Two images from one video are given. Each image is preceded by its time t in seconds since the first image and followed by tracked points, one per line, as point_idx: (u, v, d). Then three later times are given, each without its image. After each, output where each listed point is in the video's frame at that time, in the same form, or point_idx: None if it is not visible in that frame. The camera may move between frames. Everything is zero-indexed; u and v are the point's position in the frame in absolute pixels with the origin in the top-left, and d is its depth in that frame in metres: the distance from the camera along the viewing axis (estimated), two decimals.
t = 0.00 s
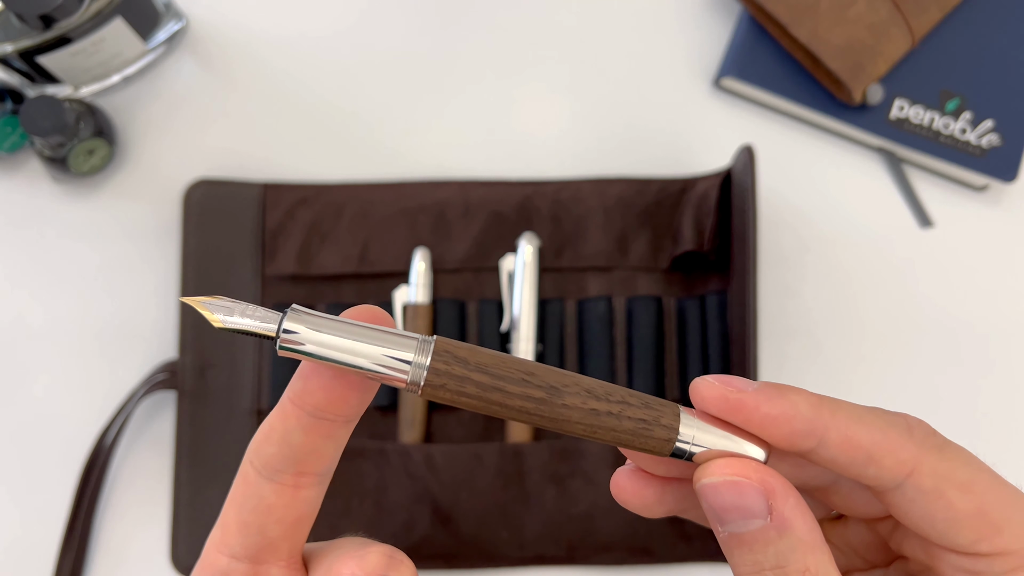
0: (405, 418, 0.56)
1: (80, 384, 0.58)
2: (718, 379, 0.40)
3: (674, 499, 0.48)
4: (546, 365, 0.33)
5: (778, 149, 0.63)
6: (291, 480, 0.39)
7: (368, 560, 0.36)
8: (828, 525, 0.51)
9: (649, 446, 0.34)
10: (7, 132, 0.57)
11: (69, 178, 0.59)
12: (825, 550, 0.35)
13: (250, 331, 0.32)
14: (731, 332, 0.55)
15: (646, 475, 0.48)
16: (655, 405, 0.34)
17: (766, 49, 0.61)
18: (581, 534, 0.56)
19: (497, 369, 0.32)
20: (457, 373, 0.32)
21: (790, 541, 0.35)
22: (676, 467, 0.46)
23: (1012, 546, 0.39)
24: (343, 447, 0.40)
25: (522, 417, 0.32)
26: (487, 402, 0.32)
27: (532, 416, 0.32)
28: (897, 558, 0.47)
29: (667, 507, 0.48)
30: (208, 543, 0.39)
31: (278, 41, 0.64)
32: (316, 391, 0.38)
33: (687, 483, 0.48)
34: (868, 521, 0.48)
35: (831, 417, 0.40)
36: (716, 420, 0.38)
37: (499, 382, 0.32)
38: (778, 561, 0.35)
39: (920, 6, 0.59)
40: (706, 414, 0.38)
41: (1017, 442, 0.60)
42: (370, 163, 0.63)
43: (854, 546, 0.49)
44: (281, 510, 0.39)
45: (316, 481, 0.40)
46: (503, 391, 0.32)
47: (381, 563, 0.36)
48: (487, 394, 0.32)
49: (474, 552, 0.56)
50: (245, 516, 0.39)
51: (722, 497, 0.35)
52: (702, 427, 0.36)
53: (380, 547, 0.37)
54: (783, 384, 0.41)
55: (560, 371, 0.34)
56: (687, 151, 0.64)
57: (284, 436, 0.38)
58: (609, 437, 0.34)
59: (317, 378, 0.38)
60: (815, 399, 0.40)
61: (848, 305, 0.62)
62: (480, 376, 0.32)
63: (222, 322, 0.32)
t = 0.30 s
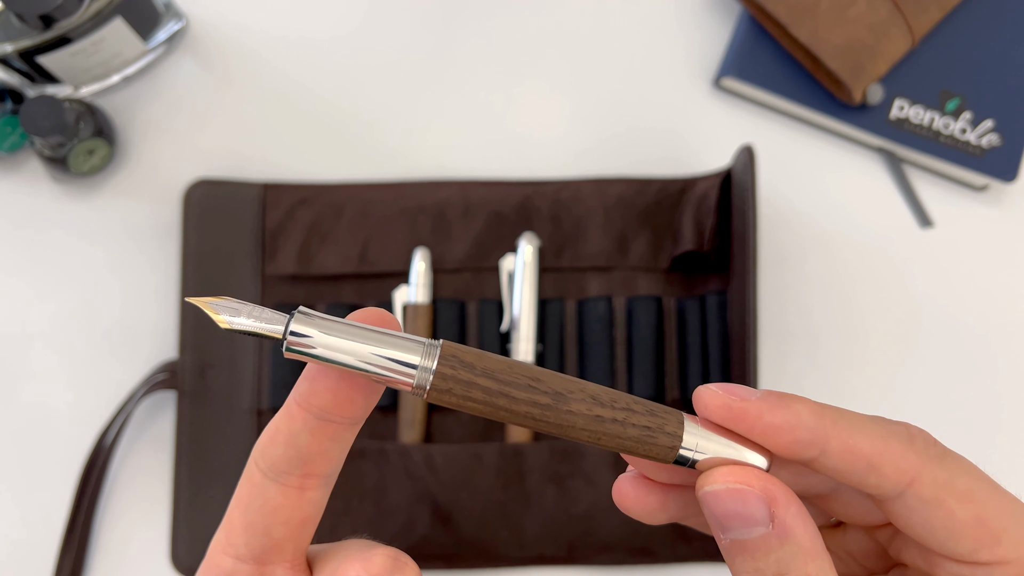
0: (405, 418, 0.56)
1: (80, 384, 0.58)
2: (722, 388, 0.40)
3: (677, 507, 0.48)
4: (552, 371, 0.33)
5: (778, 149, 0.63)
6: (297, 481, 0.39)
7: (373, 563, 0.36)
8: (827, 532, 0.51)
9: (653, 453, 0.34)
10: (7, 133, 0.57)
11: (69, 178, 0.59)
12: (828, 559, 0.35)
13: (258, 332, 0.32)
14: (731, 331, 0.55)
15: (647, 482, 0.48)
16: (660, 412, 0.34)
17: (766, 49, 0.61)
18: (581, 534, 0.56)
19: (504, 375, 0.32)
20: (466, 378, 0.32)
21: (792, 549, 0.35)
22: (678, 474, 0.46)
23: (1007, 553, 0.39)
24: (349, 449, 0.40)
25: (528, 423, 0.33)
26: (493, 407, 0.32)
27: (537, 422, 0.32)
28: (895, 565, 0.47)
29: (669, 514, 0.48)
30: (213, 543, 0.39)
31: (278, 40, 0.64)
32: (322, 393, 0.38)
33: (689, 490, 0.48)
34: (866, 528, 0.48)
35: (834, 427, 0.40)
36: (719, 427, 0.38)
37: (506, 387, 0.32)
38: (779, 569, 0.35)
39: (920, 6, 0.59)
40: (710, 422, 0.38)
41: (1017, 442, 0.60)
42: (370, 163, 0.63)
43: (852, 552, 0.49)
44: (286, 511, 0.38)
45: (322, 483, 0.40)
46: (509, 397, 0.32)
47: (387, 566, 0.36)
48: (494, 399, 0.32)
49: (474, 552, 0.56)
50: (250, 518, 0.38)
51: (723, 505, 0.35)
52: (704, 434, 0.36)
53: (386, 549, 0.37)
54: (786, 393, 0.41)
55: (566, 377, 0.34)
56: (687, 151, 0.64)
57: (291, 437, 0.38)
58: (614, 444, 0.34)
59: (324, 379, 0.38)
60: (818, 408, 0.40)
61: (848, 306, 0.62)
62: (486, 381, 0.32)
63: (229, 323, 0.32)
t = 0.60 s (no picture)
0: (405, 418, 0.56)
1: (79, 384, 0.58)
2: (773, 374, 0.41)
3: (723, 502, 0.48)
4: (616, 356, 0.32)
5: (778, 149, 0.63)
6: (264, 470, 0.40)
7: (338, 552, 0.35)
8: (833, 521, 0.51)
9: (718, 438, 0.33)
10: (7, 132, 0.57)
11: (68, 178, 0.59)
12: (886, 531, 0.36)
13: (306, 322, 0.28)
14: (731, 332, 0.55)
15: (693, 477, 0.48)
16: (720, 398, 0.34)
17: (766, 49, 0.61)
18: (581, 534, 0.56)
19: (574, 362, 0.30)
20: (535, 365, 0.29)
21: (859, 525, 0.35)
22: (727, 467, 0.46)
23: None
24: (315, 437, 0.42)
25: (598, 412, 0.31)
26: (566, 396, 0.30)
27: (610, 411, 0.31)
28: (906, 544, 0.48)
29: (715, 510, 0.48)
30: (184, 540, 0.40)
31: (278, 40, 0.64)
32: (285, 381, 0.40)
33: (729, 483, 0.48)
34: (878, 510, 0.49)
35: (878, 402, 0.42)
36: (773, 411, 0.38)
37: (577, 374, 0.30)
38: (847, 547, 0.35)
39: (920, 6, 0.59)
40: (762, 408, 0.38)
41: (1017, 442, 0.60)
42: (370, 164, 0.63)
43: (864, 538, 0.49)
44: (255, 500, 0.39)
45: (288, 471, 0.41)
46: (582, 385, 0.30)
47: (353, 556, 0.35)
48: (567, 387, 0.30)
49: (474, 552, 0.56)
50: (220, 508, 0.39)
51: (793, 486, 0.35)
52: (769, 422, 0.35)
53: (353, 540, 0.36)
54: (830, 375, 0.42)
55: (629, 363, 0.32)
56: (687, 151, 0.64)
57: (256, 427, 0.40)
58: (683, 431, 0.32)
59: (286, 370, 0.40)
60: (863, 385, 0.42)
61: (848, 306, 0.62)
62: (558, 367, 0.30)
63: (270, 312, 0.28)
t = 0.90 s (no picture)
0: (405, 418, 0.56)
1: (80, 384, 0.58)
2: (802, 360, 0.43)
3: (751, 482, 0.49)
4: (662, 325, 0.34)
5: (778, 149, 0.63)
6: (243, 442, 0.40)
7: (313, 518, 0.36)
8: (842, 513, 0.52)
9: (750, 412, 0.35)
10: (7, 132, 0.57)
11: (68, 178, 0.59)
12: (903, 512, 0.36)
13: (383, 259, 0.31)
14: (732, 331, 0.55)
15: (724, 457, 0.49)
16: (758, 374, 0.36)
17: (766, 49, 0.61)
18: (581, 534, 0.56)
19: (624, 324, 0.32)
20: (588, 323, 0.31)
21: (880, 507, 0.35)
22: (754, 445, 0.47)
23: None
24: (294, 411, 0.41)
25: (642, 371, 0.33)
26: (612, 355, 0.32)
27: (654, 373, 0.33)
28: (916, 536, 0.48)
29: (742, 490, 0.49)
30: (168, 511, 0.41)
31: (279, 41, 0.64)
32: (265, 350, 0.39)
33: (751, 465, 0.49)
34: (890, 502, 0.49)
35: (902, 392, 0.43)
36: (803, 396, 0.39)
37: (625, 336, 0.32)
38: (867, 527, 0.35)
39: (920, 6, 0.59)
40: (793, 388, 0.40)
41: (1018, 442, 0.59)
42: (370, 164, 0.63)
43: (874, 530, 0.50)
44: (233, 472, 0.40)
45: (267, 444, 0.41)
46: (629, 346, 0.32)
47: (328, 521, 0.36)
48: (615, 346, 0.32)
49: (474, 552, 0.56)
50: (199, 480, 0.40)
51: (816, 466, 0.35)
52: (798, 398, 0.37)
53: (327, 506, 0.37)
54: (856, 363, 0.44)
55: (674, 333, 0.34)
56: (687, 151, 0.63)
57: (233, 400, 0.40)
58: (718, 401, 0.34)
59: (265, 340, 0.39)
60: (885, 375, 0.43)
61: (848, 306, 0.62)
62: (607, 327, 0.32)
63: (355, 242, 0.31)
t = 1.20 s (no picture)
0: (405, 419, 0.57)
1: (80, 384, 0.58)
2: (744, 390, 0.41)
3: (698, 505, 0.49)
4: (592, 360, 0.34)
5: (778, 149, 0.63)
6: (339, 474, 0.40)
7: (405, 556, 0.35)
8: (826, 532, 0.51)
9: (681, 446, 0.35)
10: (7, 132, 0.57)
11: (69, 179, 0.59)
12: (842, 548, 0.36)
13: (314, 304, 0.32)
14: (731, 331, 0.55)
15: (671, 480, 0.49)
16: (690, 407, 0.35)
17: (766, 49, 0.61)
18: (581, 534, 0.56)
19: (549, 362, 0.33)
20: (510, 363, 0.32)
21: (813, 540, 0.35)
22: (701, 471, 0.47)
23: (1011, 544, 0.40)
24: (390, 445, 0.41)
25: (570, 408, 0.33)
26: (534, 391, 0.33)
27: (581, 408, 0.33)
28: (891, 561, 0.47)
29: (689, 511, 0.49)
30: (247, 535, 0.41)
31: (279, 40, 0.64)
32: (374, 386, 0.39)
33: (706, 488, 0.49)
34: (864, 524, 0.48)
35: (846, 424, 0.41)
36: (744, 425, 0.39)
37: (548, 374, 0.33)
38: (800, 559, 0.35)
39: (920, 6, 0.59)
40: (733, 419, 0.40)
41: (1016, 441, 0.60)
42: (370, 164, 0.63)
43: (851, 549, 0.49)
44: (327, 503, 0.40)
45: (362, 477, 0.41)
46: (554, 384, 0.33)
47: (419, 559, 0.35)
48: (539, 385, 0.32)
49: (474, 552, 0.56)
50: (290, 508, 0.40)
51: (747, 497, 0.35)
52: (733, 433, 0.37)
53: (418, 543, 0.37)
54: (801, 393, 0.42)
55: (605, 367, 0.34)
56: (687, 151, 0.64)
57: (336, 432, 0.40)
58: (646, 435, 0.34)
59: (377, 377, 0.39)
60: (832, 406, 0.41)
61: (849, 306, 0.62)
62: (530, 365, 0.32)
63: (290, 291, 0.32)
